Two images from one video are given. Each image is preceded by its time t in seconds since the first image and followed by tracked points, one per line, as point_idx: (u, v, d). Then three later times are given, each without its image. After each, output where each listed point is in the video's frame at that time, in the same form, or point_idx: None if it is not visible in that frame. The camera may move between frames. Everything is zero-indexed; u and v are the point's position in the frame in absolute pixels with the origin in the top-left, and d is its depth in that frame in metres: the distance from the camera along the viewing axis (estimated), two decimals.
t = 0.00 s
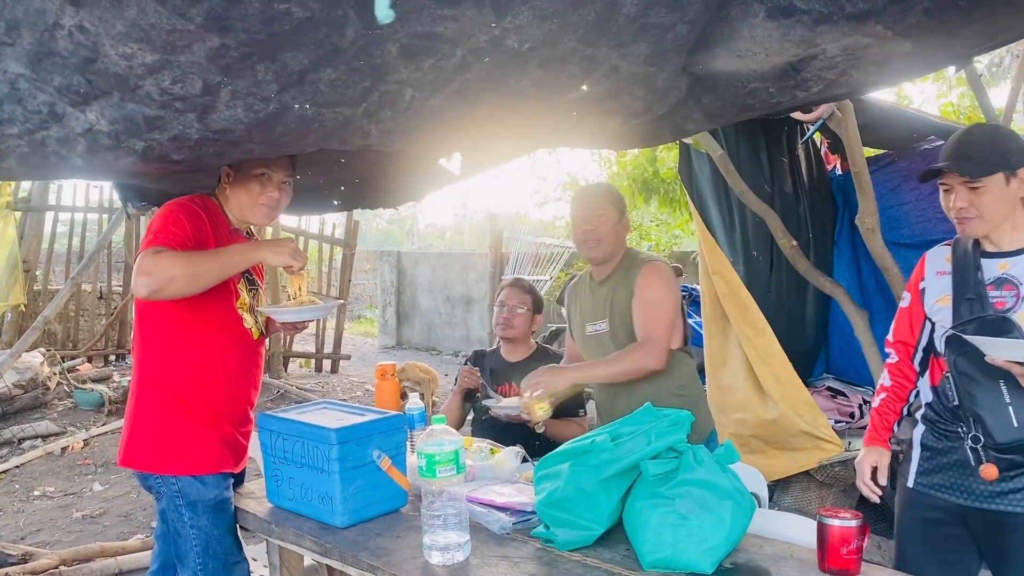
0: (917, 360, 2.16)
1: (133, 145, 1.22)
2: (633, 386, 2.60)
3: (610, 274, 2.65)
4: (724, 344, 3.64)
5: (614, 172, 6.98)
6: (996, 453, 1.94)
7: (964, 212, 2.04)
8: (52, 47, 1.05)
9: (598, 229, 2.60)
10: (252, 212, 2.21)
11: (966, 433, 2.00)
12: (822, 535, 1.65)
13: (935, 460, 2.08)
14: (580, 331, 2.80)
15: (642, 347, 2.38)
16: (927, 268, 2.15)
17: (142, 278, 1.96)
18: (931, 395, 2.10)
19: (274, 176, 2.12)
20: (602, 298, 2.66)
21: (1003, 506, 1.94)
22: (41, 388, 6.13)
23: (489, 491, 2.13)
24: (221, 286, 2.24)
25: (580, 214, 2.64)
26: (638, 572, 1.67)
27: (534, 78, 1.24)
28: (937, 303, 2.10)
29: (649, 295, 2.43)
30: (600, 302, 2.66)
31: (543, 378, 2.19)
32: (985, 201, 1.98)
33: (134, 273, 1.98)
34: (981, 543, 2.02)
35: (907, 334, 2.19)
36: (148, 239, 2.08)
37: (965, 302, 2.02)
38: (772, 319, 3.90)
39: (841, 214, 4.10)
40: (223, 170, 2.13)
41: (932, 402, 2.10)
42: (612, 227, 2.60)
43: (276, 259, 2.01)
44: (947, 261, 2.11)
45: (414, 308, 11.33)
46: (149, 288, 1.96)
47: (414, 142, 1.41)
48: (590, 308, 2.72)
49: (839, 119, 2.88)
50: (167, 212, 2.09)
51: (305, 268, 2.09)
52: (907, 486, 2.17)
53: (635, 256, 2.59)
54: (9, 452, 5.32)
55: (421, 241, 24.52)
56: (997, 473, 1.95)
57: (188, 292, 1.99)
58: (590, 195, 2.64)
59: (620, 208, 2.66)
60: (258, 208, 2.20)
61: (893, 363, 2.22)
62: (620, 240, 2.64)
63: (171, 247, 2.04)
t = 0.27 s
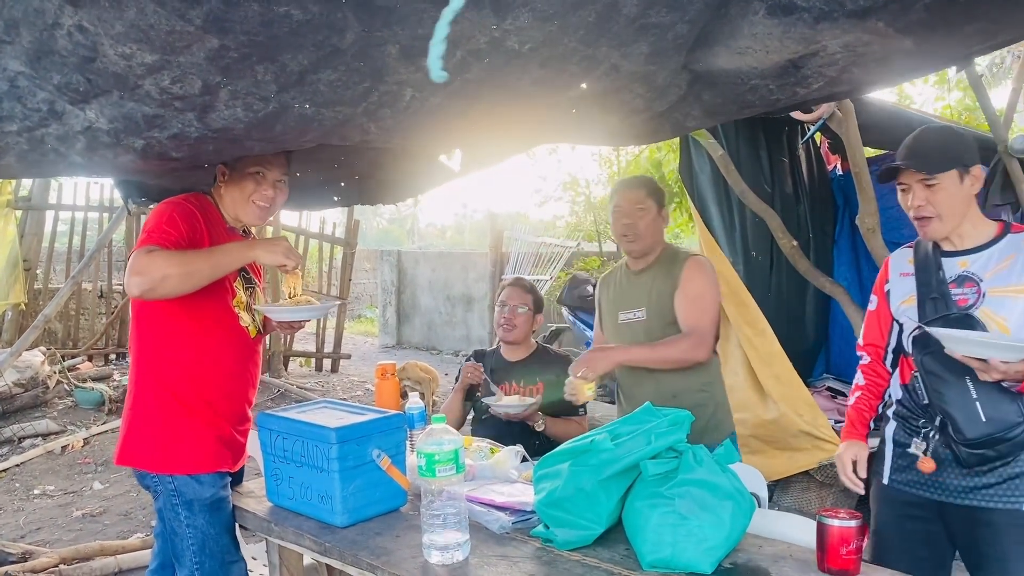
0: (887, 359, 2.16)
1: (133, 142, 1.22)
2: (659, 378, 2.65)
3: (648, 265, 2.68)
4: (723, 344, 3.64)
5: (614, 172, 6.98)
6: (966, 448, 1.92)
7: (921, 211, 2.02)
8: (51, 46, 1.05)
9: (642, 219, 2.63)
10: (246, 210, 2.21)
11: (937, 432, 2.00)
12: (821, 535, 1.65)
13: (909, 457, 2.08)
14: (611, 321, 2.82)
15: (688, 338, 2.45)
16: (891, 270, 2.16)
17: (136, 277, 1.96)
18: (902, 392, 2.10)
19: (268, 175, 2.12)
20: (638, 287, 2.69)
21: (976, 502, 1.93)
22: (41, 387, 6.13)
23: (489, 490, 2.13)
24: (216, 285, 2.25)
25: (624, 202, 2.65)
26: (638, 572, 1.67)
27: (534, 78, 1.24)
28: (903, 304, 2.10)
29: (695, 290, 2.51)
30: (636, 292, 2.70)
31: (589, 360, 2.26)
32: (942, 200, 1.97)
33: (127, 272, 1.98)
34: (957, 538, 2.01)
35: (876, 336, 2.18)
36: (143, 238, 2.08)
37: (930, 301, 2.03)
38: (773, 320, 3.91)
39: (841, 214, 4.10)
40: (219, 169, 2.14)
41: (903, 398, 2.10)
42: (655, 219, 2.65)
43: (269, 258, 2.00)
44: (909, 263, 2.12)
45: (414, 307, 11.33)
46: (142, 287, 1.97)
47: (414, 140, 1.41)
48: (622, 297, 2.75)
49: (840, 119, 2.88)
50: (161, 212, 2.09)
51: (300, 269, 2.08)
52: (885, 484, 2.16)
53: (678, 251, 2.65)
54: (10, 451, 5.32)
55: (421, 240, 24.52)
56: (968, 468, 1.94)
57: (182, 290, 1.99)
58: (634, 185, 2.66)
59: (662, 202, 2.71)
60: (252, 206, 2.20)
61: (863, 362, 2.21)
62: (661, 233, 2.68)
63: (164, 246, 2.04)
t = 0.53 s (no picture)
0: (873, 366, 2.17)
1: (136, 139, 1.22)
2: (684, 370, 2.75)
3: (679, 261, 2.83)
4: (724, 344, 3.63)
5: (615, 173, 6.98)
6: (954, 449, 1.90)
7: (895, 217, 2.03)
8: (56, 41, 1.04)
9: (676, 216, 2.78)
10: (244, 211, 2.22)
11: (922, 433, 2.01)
12: (821, 536, 1.65)
13: (898, 460, 2.07)
14: (636, 313, 2.94)
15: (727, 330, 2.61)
16: (868, 278, 2.18)
17: (133, 277, 1.96)
18: (885, 396, 2.11)
19: (263, 175, 2.11)
20: (668, 281, 2.83)
21: (966, 503, 1.93)
22: (42, 386, 6.13)
23: (489, 490, 2.13)
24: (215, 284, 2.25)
25: (659, 199, 2.80)
26: (637, 572, 1.67)
27: (538, 81, 1.24)
28: (881, 311, 2.11)
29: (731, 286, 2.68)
30: (666, 285, 2.83)
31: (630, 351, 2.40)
32: (915, 205, 1.97)
33: (124, 272, 1.99)
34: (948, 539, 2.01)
35: (861, 344, 2.19)
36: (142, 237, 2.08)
37: (908, 305, 2.02)
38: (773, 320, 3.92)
39: (842, 214, 4.08)
40: (217, 167, 2.14)
41: (887, 401, 2.10)
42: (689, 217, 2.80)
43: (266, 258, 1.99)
44: (886, 270, 2.13)
45: (414, 307, 11.34)
46: (140, 287, 1.97)
47: (417, 141, 1.41)
48: (651, 290, 2.88)
49: (840, 120, 2.88)
50: (158, 212, 2.10)
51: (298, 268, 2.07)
52: (876, 488, 2.14)
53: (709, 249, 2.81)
54: (10, 449, 5.32)
55: (421, 239, 24.53)
56: (957, 469, 1.93)
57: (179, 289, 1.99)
58: (668, 184, 2.81)
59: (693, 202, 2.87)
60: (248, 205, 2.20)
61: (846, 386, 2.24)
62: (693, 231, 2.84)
63: (161, 246, 2.04)
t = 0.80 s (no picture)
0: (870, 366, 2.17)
1: (141, 134, 1.22)
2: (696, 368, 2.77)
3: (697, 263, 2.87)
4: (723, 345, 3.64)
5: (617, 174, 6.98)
6: (953, 453, 1.91)
7: (896, 222, 2.00)
8: (62, 32, 1.05)
9: (696, 217, 2.81)
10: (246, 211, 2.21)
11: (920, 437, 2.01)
12: (820, 538, 1.65)
13: (899, 464, 2.07)
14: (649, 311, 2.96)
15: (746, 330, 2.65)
16: (861, 282, 2.19)
17: (131, 277, 1.96)
18: (884, 398, 2.11)
19: (262, 176, 2.11)
20: (686, 281, 2.86)
21: (967, 503, 1.93)
22: (42, 385, 6.13)
23: (488, 491, 2.13)
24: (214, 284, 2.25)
25: (680, 200, 2.83)
26: (637, 573, 1.67)
27: (542, 83, 1.24)
28: (876, 314, 2.12)
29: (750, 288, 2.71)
30: (683, 285, 2.87)
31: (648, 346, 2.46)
32: (917, 207, 1.96)
33: (122, 272, 1.99)
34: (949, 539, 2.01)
35: (856, 347, 2.21)
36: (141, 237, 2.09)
37: (900, 311, 2.03)
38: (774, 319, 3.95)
39: (842, 215, 4.07)
40: (215, 167, 2.13)
41: (887, 403, 2.10)
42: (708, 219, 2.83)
43: (264, 259, 1.99)
44: (877, 273, 2.14)
45: (415, 307, 11.34)
46: (138, 287, 1.97)
47: (421, 143, 1.42)
48: (667, 288, 2.91)
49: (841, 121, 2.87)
50: (157, 212, 2.10)
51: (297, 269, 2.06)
52: (877, 490, 2.14)
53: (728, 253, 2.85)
54: (10, 449, 5.32)
55: (421, 239, 24.53)
56: (956, 471, 1.93)
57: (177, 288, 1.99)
58: (687, 185, 2.84)
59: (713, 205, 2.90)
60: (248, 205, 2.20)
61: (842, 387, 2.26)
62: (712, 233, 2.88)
63: (159, 245, 2.05)
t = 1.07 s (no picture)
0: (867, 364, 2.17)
1: (139, 133, 1.23)
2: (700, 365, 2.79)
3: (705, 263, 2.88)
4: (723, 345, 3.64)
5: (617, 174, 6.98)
6: (960, 453, 1.91)
7: (941, 216, 1.95)
8: (60, 35, 1.06)
9: (705, 217, 2.81)
10: (245, 211, 2.21)
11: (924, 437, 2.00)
12: (819, 538, 1.65)
13: (901, 464, 2.06)
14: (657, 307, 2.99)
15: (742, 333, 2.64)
16: (862, 278, 2.17)
17: (128, 277, 1.96)
18: (885, 399, 2.10)
19: (263, 176, 2.11)
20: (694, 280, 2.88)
21: (972, 503, 1.94)
22: (42, 384, 6.13)
23: (488, 491, 2.13)
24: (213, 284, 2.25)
25: (691, 198, 2.83)
26: (636, 573, 1.67)
27: (539, 81, 1.24)
28: (878, 312, 2.10)
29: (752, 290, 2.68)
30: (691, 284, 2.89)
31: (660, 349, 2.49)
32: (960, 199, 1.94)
33: (120, 271, 1.99)
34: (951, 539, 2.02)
35: (852, 344, 2.20)
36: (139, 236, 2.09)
37: (906, 310, 2.02)
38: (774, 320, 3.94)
39: (843, 216, 4.09)
40: (213, 168, 2.12)
41: (887, 403, 2.09)
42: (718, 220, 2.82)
43: (262, 258, 1.99)
44: (879, 270, 2.13)
45: (415, 307, 11.34)
46: (135, 286, 1.97)
47: (418, 143, 1.42)
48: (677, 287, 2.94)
49: (841, 121, 2.87)
50: (154, 211, 2.10)
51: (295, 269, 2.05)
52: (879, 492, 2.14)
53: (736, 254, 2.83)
54: (10, 448, 5.33)
55: (421, 239, 24.53)
56: (962, 471, 1.93)
57: (174, 287, 1.99)
58: (699, 184, 2.83)
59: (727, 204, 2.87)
60: (247, 205, 2.20)
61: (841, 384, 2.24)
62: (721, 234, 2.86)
63: (156, 245, 2.05)
